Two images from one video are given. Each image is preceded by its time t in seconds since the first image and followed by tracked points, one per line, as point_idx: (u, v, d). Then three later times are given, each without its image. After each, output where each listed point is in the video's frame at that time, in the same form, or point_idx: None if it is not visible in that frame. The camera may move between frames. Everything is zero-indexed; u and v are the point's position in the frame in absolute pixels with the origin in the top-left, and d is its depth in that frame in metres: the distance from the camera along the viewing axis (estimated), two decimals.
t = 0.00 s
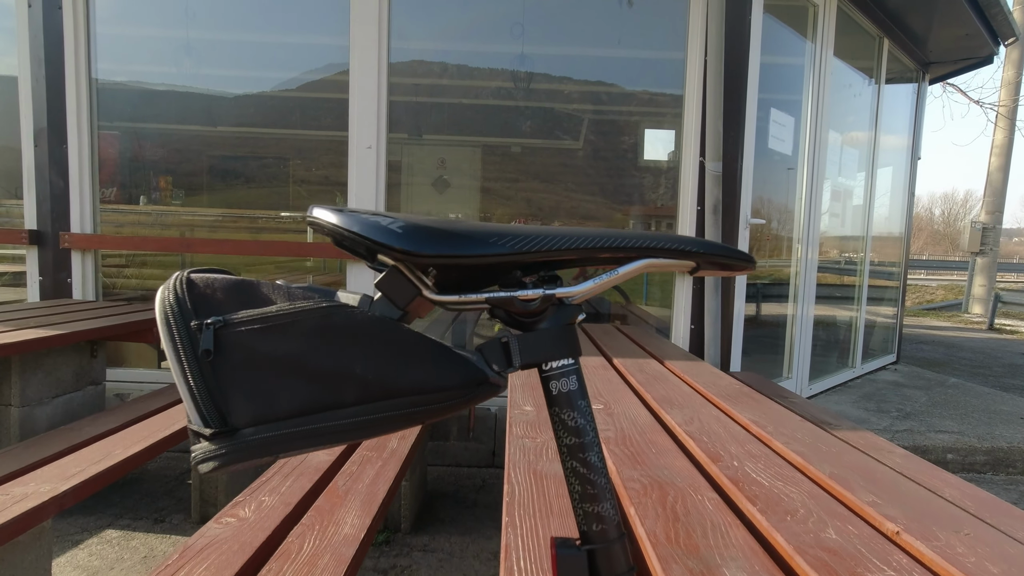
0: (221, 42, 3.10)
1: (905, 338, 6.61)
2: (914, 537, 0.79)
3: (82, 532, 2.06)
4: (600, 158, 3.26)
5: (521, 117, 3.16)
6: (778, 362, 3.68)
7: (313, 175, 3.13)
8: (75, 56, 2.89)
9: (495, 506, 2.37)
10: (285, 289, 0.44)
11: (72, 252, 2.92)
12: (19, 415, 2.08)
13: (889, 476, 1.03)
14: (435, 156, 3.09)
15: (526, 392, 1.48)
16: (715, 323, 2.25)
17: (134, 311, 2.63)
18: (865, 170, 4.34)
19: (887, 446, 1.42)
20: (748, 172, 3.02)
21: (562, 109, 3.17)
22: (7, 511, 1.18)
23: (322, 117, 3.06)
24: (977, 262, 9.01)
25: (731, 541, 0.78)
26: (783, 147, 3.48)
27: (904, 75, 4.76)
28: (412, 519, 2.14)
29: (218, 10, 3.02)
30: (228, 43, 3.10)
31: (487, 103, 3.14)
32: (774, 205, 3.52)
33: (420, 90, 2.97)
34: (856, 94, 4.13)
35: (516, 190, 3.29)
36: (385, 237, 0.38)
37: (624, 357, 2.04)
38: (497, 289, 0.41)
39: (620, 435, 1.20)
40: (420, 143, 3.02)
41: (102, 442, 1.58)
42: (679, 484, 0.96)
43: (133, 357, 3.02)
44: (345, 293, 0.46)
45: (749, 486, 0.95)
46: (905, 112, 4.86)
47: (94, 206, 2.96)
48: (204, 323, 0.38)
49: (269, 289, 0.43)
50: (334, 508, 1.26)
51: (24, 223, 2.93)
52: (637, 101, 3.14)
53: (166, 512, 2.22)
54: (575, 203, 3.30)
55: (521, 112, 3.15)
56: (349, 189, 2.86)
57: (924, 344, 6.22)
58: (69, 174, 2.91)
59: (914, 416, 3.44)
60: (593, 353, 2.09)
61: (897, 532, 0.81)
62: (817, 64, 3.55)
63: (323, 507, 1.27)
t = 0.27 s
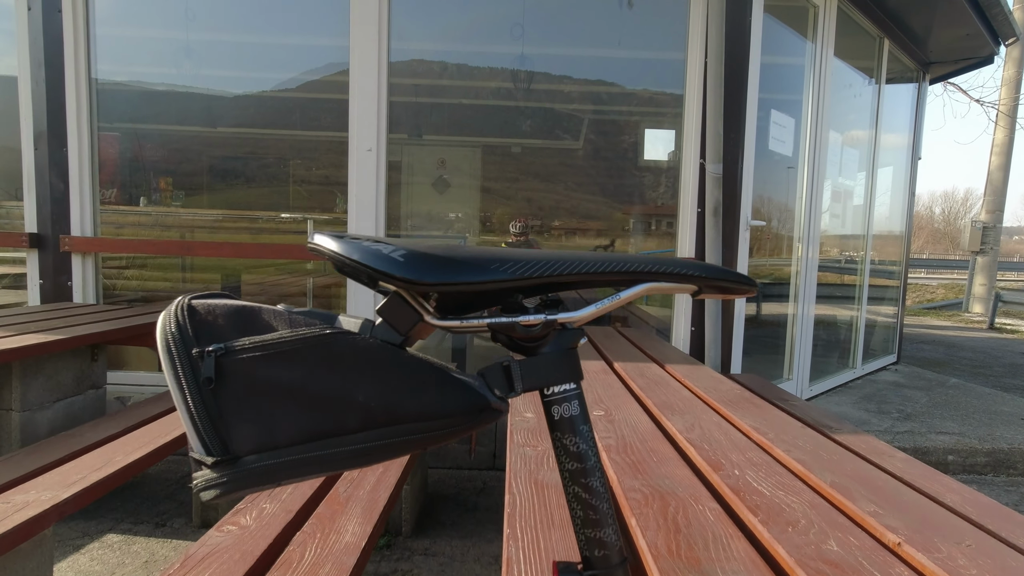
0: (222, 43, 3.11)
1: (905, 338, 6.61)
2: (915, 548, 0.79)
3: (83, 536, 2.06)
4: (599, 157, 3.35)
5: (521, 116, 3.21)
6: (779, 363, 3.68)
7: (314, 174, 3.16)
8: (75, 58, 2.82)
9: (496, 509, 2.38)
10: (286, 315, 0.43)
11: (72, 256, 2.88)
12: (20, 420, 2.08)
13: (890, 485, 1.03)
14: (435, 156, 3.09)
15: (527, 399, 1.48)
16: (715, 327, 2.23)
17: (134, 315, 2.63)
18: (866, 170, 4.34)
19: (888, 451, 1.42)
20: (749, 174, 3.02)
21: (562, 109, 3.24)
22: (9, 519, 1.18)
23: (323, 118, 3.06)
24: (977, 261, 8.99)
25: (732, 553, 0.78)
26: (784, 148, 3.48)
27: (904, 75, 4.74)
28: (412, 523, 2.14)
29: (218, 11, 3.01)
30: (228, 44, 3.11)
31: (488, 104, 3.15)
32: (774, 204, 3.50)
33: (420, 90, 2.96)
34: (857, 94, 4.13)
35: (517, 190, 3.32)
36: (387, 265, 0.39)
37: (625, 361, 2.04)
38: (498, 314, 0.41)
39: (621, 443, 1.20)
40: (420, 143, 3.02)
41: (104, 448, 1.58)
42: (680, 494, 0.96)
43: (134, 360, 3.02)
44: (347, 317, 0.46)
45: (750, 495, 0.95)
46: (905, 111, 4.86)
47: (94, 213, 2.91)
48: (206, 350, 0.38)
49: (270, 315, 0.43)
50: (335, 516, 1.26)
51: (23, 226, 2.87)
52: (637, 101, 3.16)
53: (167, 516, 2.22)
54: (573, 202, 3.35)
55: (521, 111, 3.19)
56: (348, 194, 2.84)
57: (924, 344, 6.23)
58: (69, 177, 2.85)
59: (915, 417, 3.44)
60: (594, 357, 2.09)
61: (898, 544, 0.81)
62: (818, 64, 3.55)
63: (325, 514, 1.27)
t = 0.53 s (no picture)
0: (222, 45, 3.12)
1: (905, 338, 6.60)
2: (915, 561, 0.79)
3: (85, 541, 2.06)
4: (599, 156, 3.35)
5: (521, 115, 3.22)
6: (779, 364, 3.68)
7: (313, 174, 3.20)
8: (75, 59, 2.78)
9: (497, 513, 2.38)
10: (288, 344, 0.45)
11: (73, 259, 2.87)
12: (21, 426, 2.07)
13: (890, 494, 1.03)
14: (436, 157, 3.15)
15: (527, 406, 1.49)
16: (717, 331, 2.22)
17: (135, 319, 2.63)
18: (866, 170, 4.34)
19: (887, 455, 1.42)
20: (749, 176, 3.02)
21: (562, 109, 3.26)
22: (12, 528, 1.19)
23: (323, 119, 3.06)
24: (977, 261, 8.99)
25: (733, 566, 0.79)
26: (784, 151, 3.48)
27: (904, 76, 4.74)
28: (413, 528, 2.15)
29: (217, 13, 3.01)
30: (228, 45, 3.12)
31: (489, 105, 3.16)
32: (774, 202, 3.49)
33: (419, 91, 2.96)
34: (857, 95, 4.12)
35: (518, 189, 3.32)
36: (389, 297, 0.42)
37: (625, 365, 2.04)
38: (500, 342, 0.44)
39: (622, 451, 1.20)
40: (420, 143, 3.04)
41: (105, 455, 1.58)
42: (681, 504, 0.97)
43: (135, 364, 3.02)
44: (349, 343, 0.48)
45: (750, 506, 0.96)
46: (905, 111, 4.85)
47: (95, 216, 2.89)
48: (211, 381, 0.40)
49: (272, 345, 0.44)
50: (336, 524, 1.27)
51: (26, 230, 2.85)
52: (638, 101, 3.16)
53: (168, 521, 2.23)
54: (574, 201, 3.31)
55: (521, 111, 3.21)
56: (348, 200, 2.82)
57: (924, 344, 6.22)
58: (70, 181, 2.83)
59: (915, 418, 3.44)
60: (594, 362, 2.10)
61: (898, 556, 0.81)
62: (818, 66, 3.55)
63: (326, 523, 1.27)
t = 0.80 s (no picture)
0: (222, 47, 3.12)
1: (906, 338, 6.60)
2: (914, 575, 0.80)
3: (87, 547, 2.07)
4: (599, 155, 3.27)
5: (521, 115, 3.24)
6: (779, 366, 3.68)
7: (314, 175, 3.18)
8: (75, 63, 2.80)
9: (498, 517, 2.39)
10: (290, 376, 0.51)
11: (74, 264, 2.88)
12: (23, 431, 2.08)
13: (891, 505, 1.04)
14: (437, 158, 3.07)
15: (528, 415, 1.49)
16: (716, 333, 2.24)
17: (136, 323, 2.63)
18: (866, 171, 4.34)
19: (888, 461, 1.43)
20: (749, 178, 3.02)
21: (562, 109, 3.24)
22: (15, 539, 1.19)
23: (324, 121, 3.06)
24: (978, 260, 8.97)
25: None
26: (784, 153, 3.48)
27: (904, 77, 4.74)
28: (414, 533, 2.15)
29: (217, 17, 3.01)
30: (227, 48, 3.11)
31: (489, 106, 3.16)
32: (774, 202, 3.48)
33: (419, 93, 2.96)
34: (857, 98, 4.12)
35: (519, 188, 3.30)
36: (393, 333, 0.46)
37: (625, 370, 2.05)
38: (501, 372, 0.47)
39: (622, 461, 1.21)
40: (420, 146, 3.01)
41: (107, 463, 1.59)
42: (681, 516, 0.97)
43: (136, 368, 3.03)
44: (350, 375, 0.54)
45: (750, 517, 0.96)
46: (906, 112, 4.85)
47: (96, 219, 2.91)
48: (215, 415, 0.43)
49: (276, 378, 0.50)
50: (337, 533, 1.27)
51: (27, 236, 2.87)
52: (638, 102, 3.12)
53: (170, 526, 2.23)
54: (574, 200, 3.29)
55: (521, 112, 3.22)
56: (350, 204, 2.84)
57: (925, 344, 6.21)
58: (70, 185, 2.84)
59: (916, 421, 3.44)
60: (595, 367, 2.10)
61: (898, 569, 0.82)
62: (818, 68, 3.55)
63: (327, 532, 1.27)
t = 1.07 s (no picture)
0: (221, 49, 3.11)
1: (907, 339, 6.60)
2: None
3: (91, 552, 2.08)
4: (600, 155, 3.27)
5: (521, 115, 3.21)
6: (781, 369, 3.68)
7: (315, 176, 3.13)
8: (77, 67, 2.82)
9: (499, 521, 2.39)
10: (300, 402, 0.54)
11: (77, 269, 2.89)
12: (26, 437, 2.09)
13: (892, 513, 1.04)
14: (438, 159, 3.07)
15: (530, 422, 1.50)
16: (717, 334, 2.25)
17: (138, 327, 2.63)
18: (867, 172, 4.33)
19: (889, 466, 1.43)
20: (750, 181, 3.03)
21: (561, 110, 3.22)
22: (20, 547, 1.19)
23: (324, 123, 3.06)
24: (979, 260, 8.96)
25: None
26: (784, 156, 3.48)
27: (904, 78, 4.74)
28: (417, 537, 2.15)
29: (218, 21, 3.02)
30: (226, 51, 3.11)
31: (489, 107, 3.15)
32: (775, 202, 3.49)
33: (419, 95, 2.95)
34: (857, 100, 4.12)
35: (519, 188, 3.26)
36: (401, 360, 0.48)
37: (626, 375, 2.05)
38: (507, 397, 0.48)
39: (625, 469, 1.22)
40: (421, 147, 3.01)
41: (111, 470, 1.59)
42: (683, 526, 0.98)
43: (138, 372, 3.03)
44: (360, 399, 0.56)
45: (751, 527, 0.97)
46: (906, 112, 4.85)
47: (98, 221, 2.92)
48: (225, 442, 0.48)
49: (285, 404, 0.53)
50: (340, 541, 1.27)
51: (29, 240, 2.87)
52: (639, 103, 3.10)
53: (172, 531, 2.24)
54: (574, 201, 3.28)
55: (522, 113, 3.20)
56: (352, 207, 2.86)
57: (926, 345, 6.21)
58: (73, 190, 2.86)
59: (917, 423, 3.44)
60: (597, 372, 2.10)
61: None
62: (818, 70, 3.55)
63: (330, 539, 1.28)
